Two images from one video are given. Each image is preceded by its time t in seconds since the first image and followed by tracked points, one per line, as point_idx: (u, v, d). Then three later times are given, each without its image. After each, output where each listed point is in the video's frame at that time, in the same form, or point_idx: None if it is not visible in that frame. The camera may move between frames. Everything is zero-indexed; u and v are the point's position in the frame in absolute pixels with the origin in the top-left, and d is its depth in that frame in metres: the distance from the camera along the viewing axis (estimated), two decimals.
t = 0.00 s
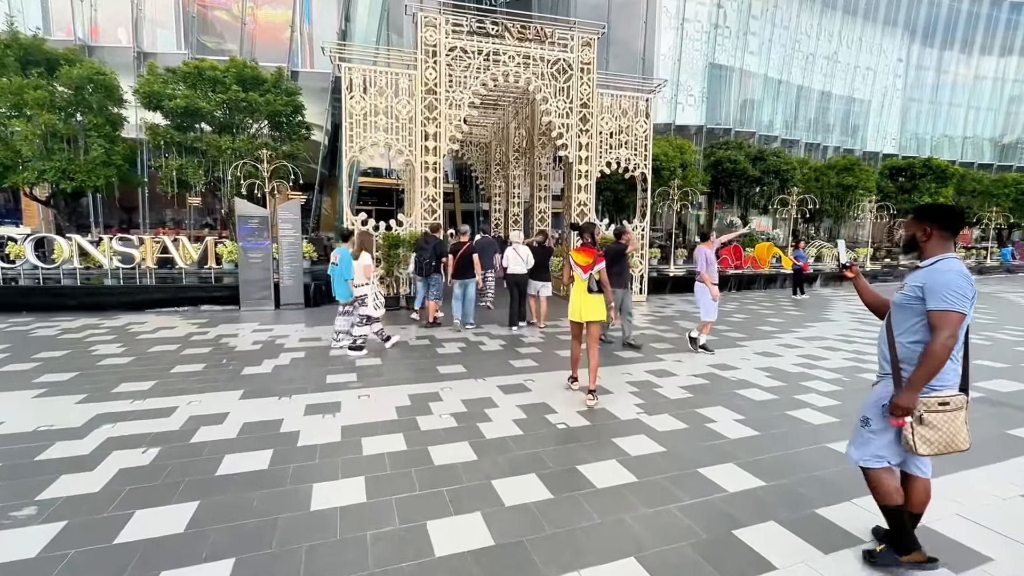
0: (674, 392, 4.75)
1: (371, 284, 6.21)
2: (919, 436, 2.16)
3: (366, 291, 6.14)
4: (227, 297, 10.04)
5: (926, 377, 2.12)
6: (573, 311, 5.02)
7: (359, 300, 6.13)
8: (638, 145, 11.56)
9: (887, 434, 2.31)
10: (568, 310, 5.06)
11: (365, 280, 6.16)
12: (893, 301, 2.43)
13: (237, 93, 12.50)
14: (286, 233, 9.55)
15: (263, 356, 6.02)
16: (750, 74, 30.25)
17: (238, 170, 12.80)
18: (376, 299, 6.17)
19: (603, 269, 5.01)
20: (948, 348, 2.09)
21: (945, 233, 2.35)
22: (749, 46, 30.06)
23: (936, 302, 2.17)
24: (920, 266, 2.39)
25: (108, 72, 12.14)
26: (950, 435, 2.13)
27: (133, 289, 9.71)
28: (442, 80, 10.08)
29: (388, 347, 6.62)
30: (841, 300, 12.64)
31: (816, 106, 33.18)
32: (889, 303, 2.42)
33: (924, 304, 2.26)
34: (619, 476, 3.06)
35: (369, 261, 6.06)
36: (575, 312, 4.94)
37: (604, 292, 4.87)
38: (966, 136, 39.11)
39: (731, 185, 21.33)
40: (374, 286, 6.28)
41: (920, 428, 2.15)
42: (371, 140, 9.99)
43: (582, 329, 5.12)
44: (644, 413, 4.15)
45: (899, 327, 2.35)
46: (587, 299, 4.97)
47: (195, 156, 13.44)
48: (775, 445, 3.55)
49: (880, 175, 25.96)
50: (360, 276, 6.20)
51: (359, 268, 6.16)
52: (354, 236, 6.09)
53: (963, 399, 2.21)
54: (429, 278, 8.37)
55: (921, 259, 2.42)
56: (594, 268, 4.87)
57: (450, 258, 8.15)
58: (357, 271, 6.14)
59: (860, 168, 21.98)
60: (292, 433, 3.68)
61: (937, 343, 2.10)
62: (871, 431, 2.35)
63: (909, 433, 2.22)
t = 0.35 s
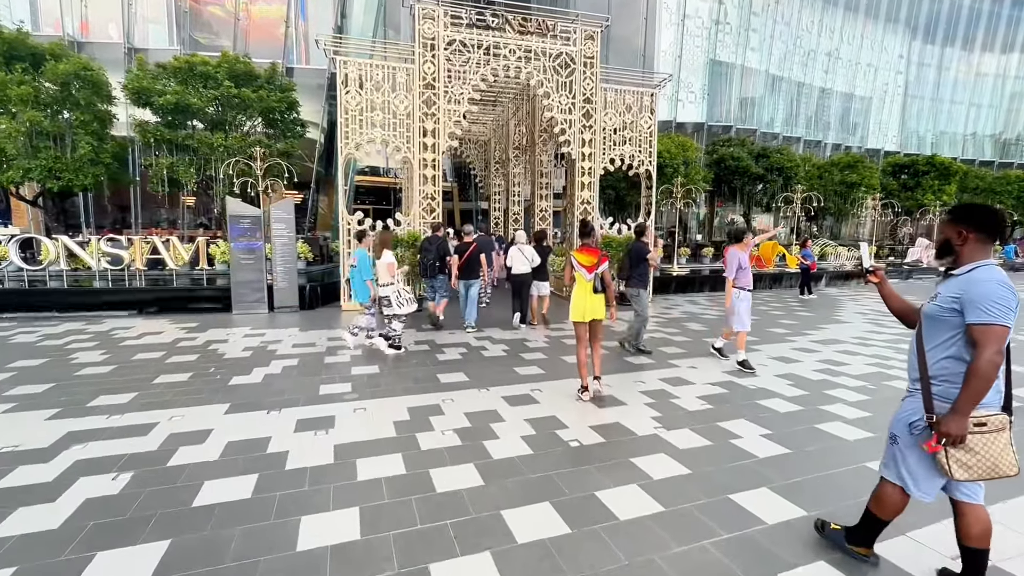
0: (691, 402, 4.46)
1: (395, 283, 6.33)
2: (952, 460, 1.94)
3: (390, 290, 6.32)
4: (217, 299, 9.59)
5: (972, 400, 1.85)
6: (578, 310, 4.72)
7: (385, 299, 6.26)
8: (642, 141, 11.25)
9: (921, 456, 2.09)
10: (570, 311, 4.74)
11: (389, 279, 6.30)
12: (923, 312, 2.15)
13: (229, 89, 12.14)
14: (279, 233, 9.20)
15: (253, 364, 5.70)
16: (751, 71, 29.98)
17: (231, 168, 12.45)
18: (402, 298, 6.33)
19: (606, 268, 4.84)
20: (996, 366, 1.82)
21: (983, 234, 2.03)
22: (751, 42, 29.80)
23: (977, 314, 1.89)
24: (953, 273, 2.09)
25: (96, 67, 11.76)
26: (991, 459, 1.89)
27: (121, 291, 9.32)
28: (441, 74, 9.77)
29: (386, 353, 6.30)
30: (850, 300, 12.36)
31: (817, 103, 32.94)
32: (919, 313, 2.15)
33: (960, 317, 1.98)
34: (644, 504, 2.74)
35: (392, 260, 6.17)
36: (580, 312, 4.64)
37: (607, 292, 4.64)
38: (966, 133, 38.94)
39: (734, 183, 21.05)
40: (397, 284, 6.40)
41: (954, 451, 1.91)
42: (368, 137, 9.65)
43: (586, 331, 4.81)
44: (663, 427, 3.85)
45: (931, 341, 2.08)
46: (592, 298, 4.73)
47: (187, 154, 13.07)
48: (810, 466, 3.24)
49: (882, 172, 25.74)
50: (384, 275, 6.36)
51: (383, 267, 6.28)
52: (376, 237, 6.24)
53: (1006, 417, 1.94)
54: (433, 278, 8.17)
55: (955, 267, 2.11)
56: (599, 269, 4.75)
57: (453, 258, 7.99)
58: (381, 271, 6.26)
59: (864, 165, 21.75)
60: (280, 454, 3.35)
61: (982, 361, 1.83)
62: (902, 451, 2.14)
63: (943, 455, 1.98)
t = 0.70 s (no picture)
0: (708, 410, 4.15)
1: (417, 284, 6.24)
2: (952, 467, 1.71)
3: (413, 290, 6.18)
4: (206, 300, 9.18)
5: (970, 402, 1.62)
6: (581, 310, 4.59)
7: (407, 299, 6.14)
8: (645, 135, 10.92)
9: (928, 462, 1.85)
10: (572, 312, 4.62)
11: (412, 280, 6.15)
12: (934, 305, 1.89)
13: (220, 83, 11.78)
14: (270, 231, 8.87)
15: (240, 369, 5.38)
16: (751, 66, 29.66)
17: (222, 165, 12.08)
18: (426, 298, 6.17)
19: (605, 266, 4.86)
20: (1002, 367, 1.58)
21: (1009, 222, 1.75)
22: (752, 38, 29.51)
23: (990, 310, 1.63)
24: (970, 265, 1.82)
25: (81, 60, 11.37)
26: (996, 469, 1.65)
27: (106, 292, 8.94)
28: (438, 66, 9.44)
29: (381, 357, 5.97)
30: (858, 298, 12.05)
31: (818, 99, 32.67)
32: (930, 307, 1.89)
33: (973, 312, 1.72)
34: (667, 533, 2.43)
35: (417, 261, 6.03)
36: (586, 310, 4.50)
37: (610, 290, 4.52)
38: (968, 130, 38.69)
39: (736, 180, 20.73)
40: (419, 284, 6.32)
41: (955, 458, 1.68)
42: (362, 131, 9.30)
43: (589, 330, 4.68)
44: (681, 439, 3.54)
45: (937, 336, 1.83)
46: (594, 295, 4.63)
47: (177, 150, 12.69)
48: (849, 485, 2.92)
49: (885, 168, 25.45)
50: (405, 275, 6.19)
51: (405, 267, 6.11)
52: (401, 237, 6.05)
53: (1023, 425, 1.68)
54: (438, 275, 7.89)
55: (975, 258, 1.83)
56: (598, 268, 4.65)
57: (456, 256, 7.75)
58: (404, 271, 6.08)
59: (867, 161, 21.46)
60: (261, 473, 3.03)
61: (985, 360, 1.59)
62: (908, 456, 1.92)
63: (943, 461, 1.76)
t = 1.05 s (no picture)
0: (728, 426, 3.81)
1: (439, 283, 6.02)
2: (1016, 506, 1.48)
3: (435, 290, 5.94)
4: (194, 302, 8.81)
5: (995, 419, 1.46)
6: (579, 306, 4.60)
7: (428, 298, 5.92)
8: (649, 131, 10.57)
9: (993, 502, 1.61)
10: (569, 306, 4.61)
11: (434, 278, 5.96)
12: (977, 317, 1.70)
13: (209, 78, 11.40)
14: (260, 230, 8.51)
15: (223, 380, 5.02)
16: (752, 63, 29.35)
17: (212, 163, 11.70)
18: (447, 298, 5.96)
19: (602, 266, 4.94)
20: None
21: None
22: (753, 34, 29.21)
23: None
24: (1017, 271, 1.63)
25: (65, 54, 10.98)
26: None
27: (87, 295, 8.56)
28: (435, 59, 9.11)
29: (374, 365, 5.62)
30: (868, 298, 11.73)
31: (819, 96, 32.37)
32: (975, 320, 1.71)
33: None
34: None
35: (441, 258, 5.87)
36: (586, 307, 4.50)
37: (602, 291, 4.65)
38: (969, 127, 38.43)
39: (739, 178, 20.40)
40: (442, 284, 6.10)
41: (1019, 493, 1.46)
42: (356, 127, 8.94)
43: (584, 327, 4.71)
44: (701, 461, 3.21)
45: (983, 350, 1.66)
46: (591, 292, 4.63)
47: (165, 147, 12.30)
48: (895, 519, 2.59)
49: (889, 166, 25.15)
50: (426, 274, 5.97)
51: (427, 265, 5.94)
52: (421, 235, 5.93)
53: None
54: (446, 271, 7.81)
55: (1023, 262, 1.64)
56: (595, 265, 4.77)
57: (460, 255, 7.58)
58: (425, 269, 5.89)
59: (871, 158, 21.16)
60: (233, 507, 2.68)
61: (1017, 378, 1.42)
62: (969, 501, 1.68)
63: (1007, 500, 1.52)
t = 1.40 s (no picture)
0: (755, 440, 3.48)
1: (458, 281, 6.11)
2: None
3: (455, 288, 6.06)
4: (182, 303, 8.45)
5: None
6: (571, 304, 4.68)
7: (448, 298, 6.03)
8: (655, 124, 10.21)
9: None
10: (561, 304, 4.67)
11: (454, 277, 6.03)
12: None
13: (199, 69, 11.04)
14: (250, 227, 8.16)
15: (206, 388, 4.68)
16: (755, 58, 29.00)
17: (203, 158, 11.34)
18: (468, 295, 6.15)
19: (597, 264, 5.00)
20: None
21: None
22: (756, 29, 28.85)
23: None
24: None
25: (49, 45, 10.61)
26: None
27: (71, 295, 8.21)
28: (433, 48, 8.75)
29: (369, 370, 5.28)
30: (879, 298, 11.40)
31: (822, 92, 32.02)
32: None
33: None
34: None
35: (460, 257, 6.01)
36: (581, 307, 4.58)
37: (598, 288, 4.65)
38: (972, 124, 38.10)
39: (743, 174, 20.05)
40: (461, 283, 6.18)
41: None
42: (351, 119, 8.58)
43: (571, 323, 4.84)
44: (731, 483, 2.87)
45: None
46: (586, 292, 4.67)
47: (155, 142, 11.92)
48: (961, 555, 2.26)
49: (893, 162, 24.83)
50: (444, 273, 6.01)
51: (445, 265, 6.02)
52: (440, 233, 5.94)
53: None
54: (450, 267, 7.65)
55: None
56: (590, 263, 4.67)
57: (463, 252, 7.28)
58: (445, 270, 5.98)
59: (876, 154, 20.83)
60: (200, 543, 2.33)
61: None
62: None
63: None
